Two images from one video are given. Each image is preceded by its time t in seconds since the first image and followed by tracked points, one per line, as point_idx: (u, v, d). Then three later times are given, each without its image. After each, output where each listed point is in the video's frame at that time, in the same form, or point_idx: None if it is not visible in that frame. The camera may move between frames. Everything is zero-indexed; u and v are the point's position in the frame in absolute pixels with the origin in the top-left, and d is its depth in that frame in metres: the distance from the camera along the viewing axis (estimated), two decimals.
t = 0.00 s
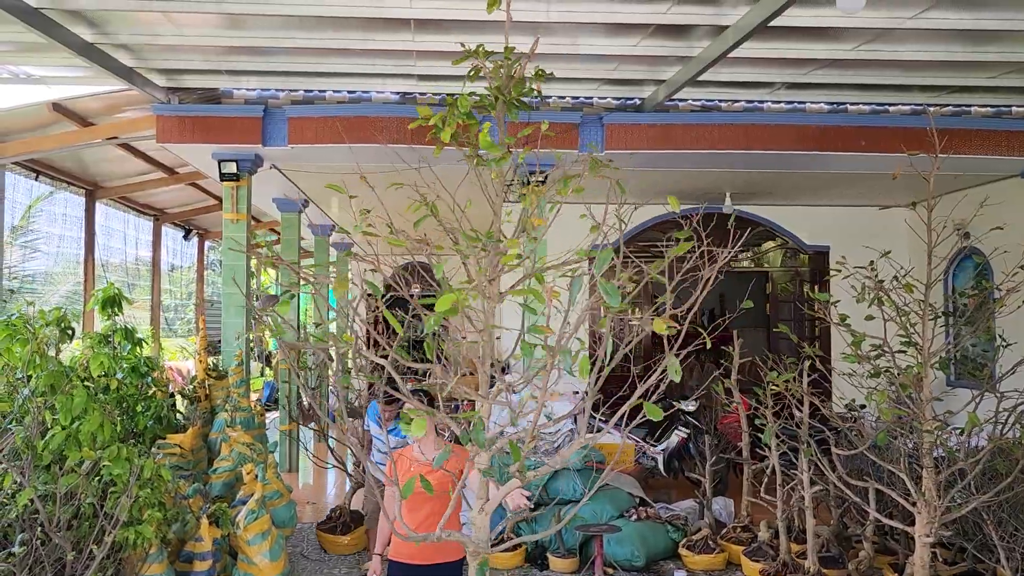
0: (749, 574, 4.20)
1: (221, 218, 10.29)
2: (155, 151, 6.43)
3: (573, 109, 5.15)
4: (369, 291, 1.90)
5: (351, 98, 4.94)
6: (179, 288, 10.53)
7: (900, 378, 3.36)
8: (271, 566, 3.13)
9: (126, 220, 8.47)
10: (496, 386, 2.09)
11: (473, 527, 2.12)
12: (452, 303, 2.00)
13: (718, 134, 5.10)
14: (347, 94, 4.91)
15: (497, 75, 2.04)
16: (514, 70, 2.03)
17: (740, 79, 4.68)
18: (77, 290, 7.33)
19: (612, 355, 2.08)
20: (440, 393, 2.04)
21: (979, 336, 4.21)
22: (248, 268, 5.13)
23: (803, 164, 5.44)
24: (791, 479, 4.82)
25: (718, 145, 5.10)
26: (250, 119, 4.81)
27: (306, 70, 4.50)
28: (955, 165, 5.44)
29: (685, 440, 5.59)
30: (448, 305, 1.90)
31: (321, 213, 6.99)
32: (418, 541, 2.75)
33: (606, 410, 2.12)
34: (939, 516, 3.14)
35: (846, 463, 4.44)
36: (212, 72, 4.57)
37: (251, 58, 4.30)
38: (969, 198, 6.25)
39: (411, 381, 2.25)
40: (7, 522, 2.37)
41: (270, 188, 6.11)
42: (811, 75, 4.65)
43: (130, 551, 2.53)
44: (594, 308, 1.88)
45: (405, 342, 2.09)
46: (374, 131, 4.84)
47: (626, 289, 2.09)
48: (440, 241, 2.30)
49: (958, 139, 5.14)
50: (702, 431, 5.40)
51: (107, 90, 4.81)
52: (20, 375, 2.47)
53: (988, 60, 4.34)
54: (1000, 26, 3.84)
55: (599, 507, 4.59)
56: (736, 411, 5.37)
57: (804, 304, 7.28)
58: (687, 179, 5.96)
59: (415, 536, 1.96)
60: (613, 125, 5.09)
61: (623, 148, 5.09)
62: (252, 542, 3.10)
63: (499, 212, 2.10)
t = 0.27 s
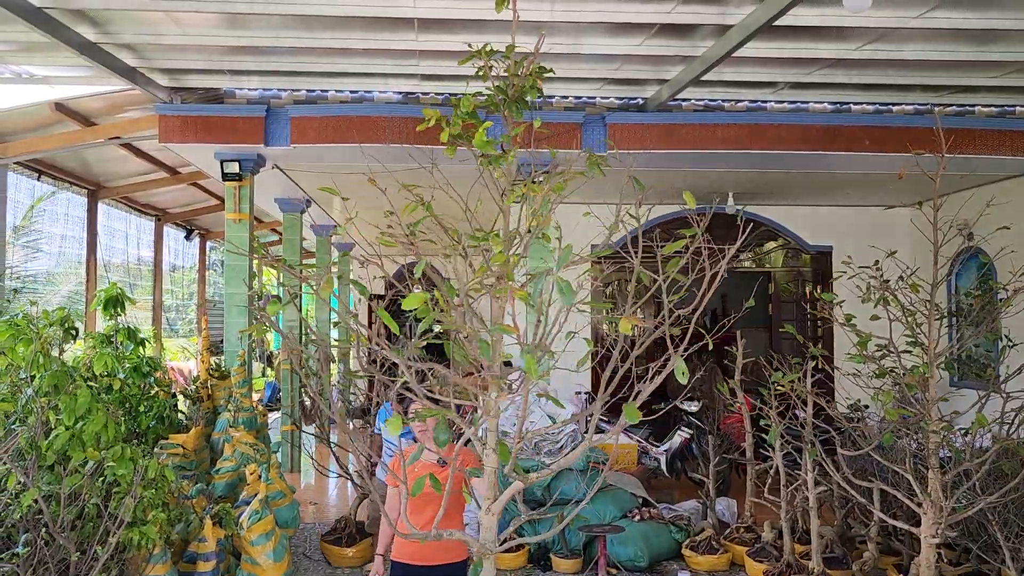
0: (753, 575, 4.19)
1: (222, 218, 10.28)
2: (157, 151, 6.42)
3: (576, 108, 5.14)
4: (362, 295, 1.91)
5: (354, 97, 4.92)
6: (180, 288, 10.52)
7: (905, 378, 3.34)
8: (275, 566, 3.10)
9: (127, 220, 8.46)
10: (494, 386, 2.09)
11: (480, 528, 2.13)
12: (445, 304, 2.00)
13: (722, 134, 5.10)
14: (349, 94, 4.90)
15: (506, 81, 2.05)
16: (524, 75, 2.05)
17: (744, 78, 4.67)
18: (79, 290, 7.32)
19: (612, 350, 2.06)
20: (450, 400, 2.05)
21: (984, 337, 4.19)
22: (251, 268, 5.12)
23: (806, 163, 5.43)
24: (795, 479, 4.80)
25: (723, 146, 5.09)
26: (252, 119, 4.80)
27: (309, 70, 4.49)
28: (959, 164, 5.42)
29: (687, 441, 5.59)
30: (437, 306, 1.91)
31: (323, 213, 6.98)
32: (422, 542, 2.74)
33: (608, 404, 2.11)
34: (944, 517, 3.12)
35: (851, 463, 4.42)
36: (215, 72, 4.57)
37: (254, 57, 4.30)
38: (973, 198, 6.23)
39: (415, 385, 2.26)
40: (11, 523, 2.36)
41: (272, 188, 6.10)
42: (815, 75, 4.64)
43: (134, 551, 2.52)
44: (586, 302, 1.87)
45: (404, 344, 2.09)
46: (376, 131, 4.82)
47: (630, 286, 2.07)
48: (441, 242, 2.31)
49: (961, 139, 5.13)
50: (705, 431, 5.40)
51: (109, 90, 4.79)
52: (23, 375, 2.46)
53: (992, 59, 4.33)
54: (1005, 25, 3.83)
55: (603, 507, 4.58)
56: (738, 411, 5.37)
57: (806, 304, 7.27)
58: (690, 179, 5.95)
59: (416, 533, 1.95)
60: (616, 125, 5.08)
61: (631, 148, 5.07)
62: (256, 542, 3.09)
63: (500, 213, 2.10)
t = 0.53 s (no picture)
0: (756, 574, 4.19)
1: (224, 218, 10.27)
2: (159, 150, 6.41)
3: (579, 107, 5.13)
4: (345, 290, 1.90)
5: (356, 96, 4.91)
6: (182, 288, 10.52)
7: (911, 378, 3.32)
8: (278, 566, 3.05)
9: (129, 220, 8.46)
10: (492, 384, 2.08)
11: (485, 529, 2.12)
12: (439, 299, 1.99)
13: (726, 133, 5.08)
14: (352, 92, 4.88)
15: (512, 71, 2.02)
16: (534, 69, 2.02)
17: (748, 77, 4.66)
18: (81, 290, 7.31)
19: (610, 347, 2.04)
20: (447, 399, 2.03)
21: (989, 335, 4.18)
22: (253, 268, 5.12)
23: (809, 163, 5.42)
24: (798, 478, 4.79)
25: (726, 145, 5.08)
26: (254, 118, 4.80)
27: (311, 69, 4.49)
28: (962, 164, 5.41)
29: (690, 441, 5.58)
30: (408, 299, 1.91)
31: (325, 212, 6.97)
32: (424, 542, 2.74)
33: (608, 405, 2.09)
34: (950, 517, 3.10)
35: (855, 463, 4.40)
36: (217, 71, 4.56)
37: (257, 56, 4.29)
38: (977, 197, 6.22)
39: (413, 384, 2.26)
40: (14, 522, 2.35)
41: (275, 188, 6.10)
42: (818, 73, 4.63)
43: (137, 550, 2.50)
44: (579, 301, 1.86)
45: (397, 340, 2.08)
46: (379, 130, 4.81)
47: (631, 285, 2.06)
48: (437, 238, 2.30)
49: (965, 138, 5.12)
50: (708, 431, 5.39)
51: (112, 89, 4.79)
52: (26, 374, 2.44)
53: (997, 58, 4.32)
54: (1010, 23, 3.83)
55: (606, 507, 4.58)
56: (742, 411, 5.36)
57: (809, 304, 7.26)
58: (693, 178, 5.94)
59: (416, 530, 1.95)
60: (619, 124, 5.06)
61: (635, 147, 5.04)
62: (259, 542, 3.04)
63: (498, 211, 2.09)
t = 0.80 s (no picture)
0: (759, 573, 4.18)
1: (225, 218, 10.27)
2: (161, 149, 6.41)
3: (581, 106, 5.13)
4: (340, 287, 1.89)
5: (358, 95, 4.92)
6: (184, 288, 10.52)
7: (914, 376, 3.31)
8: (280, 563, 3.05)
9: (131, 219, 8.46)
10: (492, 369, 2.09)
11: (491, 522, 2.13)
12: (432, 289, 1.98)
13: (728, 130, 5.08)
14: (354, 91, 4.90)
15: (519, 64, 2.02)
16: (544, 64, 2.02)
17: (750, 75, 4.66)
18: (82, 289, 7.31)
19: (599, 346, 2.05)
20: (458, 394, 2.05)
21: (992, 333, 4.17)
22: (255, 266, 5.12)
23: (812, 161, 5.42)
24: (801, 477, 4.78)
25: (729, 143, 5.07)
26: (256, 116, 4.79)
27: (314, 67, 4.49)
28: (964, 162, 5.41)
29: (692, 439, 5.58)
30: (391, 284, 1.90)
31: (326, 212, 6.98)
32: (420, 540, 2.72)
33: (598, 403, 2.13)
34: (955, 514, 3.09)
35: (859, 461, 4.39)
36: (219, 69, 4.57)
37: (259, 54, 4.30)
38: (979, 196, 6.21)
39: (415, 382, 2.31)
40: (17, 518, 2.34)
41: (277, 187, 6.11)
42: (820, 71, 4.63)
43: (139, 547, 2.49)
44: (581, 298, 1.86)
45: (394, 335, 2.10)
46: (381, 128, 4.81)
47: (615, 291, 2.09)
48: (434, 231, 2.32)
49: (968, 136, 5.11)
50: (710, 430, 5.39)
51: (114, 87, 4.79)
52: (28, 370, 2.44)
53: (999, 56, 4.32)
54: (1013, 20, 3.82)
55: (608, 506, 4.57)
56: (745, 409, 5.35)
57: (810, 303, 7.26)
58: (695, 177, 5.94)
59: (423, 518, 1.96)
60: (621, 123, 5.01)
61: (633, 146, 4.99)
62: (262, 539, 3.03)
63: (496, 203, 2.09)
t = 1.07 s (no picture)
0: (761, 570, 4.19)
1: (227, 216, 10.27)
2: (162, 147, 6.41)
3: (583, 103, 5.12)
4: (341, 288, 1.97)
5: (360, 92, 4.95)
6: (185, 287, 10.53)
7: (917, 372, 3.31)
8: (281, 560, 3.04)
9: (132, 218, 8.46)
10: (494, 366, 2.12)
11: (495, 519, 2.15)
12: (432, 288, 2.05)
13: (729, 128, 5.07)
14: (355, 88, 4.91)
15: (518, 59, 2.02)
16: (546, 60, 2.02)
17: (752, 72, 4.65)
18: (84, 287, 7.31)
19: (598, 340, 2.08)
20: (464, 390, 2.07)
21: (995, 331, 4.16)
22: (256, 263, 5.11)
23: (814, 159, 5.41)
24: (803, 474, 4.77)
25: (731, 140, 5.07)
26: (258, 114, 4.79)
27: (315, 64, 4.49)
28: (967, 160, 5.40)
29: (694, 438, 5.58)
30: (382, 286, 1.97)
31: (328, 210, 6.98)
32: (411, 538, 2.70)
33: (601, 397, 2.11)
34: (956, 511, 3.08)
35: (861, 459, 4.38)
36: (221, 66, 4.57)
37: (261, 51, 4.30)
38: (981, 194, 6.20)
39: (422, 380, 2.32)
40: (18, 513, 2.34)
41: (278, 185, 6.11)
42: (822, 68, 4.63)
43: (141, 542, 2.49)
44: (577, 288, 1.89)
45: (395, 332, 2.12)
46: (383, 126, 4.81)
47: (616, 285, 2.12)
48: (438, 227, 2.33)
49: (970, 134, 5.10)
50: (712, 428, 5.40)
51: (116, 84, 4.79)
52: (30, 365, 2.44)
53: (1002, 52, 4.31)
54: (1015, 16, 3.81)
55: (610, 503, 4.57)
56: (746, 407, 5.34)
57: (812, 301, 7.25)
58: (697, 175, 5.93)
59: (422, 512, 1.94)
60: (622, 120, 5.02)
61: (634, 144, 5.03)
62: (263, 536, 3.02)
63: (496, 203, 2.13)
